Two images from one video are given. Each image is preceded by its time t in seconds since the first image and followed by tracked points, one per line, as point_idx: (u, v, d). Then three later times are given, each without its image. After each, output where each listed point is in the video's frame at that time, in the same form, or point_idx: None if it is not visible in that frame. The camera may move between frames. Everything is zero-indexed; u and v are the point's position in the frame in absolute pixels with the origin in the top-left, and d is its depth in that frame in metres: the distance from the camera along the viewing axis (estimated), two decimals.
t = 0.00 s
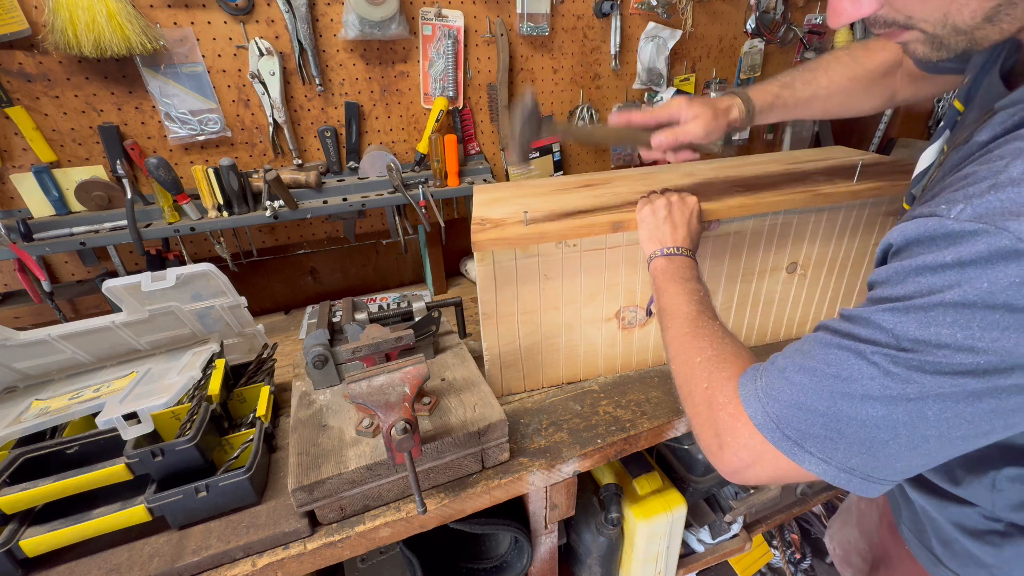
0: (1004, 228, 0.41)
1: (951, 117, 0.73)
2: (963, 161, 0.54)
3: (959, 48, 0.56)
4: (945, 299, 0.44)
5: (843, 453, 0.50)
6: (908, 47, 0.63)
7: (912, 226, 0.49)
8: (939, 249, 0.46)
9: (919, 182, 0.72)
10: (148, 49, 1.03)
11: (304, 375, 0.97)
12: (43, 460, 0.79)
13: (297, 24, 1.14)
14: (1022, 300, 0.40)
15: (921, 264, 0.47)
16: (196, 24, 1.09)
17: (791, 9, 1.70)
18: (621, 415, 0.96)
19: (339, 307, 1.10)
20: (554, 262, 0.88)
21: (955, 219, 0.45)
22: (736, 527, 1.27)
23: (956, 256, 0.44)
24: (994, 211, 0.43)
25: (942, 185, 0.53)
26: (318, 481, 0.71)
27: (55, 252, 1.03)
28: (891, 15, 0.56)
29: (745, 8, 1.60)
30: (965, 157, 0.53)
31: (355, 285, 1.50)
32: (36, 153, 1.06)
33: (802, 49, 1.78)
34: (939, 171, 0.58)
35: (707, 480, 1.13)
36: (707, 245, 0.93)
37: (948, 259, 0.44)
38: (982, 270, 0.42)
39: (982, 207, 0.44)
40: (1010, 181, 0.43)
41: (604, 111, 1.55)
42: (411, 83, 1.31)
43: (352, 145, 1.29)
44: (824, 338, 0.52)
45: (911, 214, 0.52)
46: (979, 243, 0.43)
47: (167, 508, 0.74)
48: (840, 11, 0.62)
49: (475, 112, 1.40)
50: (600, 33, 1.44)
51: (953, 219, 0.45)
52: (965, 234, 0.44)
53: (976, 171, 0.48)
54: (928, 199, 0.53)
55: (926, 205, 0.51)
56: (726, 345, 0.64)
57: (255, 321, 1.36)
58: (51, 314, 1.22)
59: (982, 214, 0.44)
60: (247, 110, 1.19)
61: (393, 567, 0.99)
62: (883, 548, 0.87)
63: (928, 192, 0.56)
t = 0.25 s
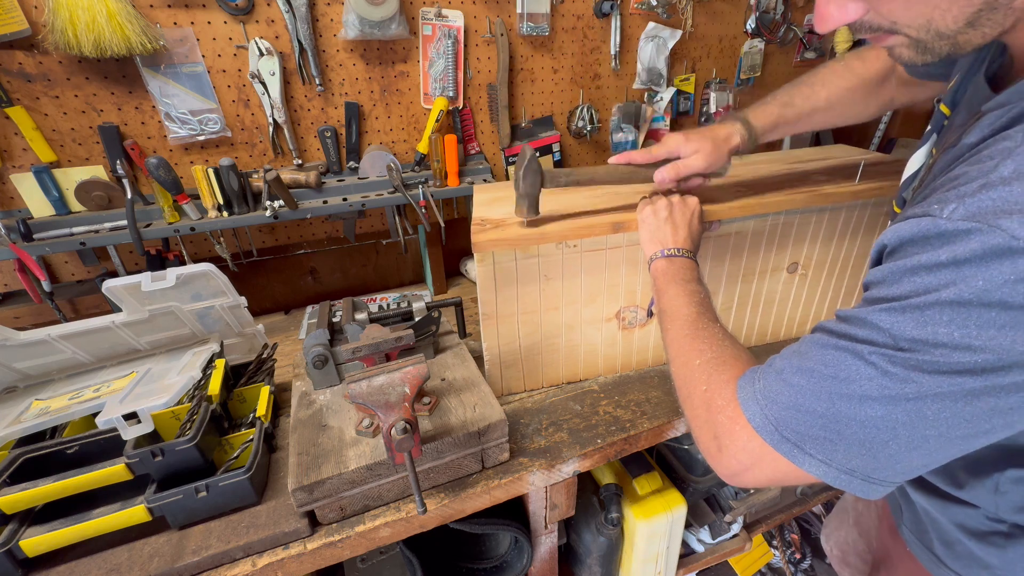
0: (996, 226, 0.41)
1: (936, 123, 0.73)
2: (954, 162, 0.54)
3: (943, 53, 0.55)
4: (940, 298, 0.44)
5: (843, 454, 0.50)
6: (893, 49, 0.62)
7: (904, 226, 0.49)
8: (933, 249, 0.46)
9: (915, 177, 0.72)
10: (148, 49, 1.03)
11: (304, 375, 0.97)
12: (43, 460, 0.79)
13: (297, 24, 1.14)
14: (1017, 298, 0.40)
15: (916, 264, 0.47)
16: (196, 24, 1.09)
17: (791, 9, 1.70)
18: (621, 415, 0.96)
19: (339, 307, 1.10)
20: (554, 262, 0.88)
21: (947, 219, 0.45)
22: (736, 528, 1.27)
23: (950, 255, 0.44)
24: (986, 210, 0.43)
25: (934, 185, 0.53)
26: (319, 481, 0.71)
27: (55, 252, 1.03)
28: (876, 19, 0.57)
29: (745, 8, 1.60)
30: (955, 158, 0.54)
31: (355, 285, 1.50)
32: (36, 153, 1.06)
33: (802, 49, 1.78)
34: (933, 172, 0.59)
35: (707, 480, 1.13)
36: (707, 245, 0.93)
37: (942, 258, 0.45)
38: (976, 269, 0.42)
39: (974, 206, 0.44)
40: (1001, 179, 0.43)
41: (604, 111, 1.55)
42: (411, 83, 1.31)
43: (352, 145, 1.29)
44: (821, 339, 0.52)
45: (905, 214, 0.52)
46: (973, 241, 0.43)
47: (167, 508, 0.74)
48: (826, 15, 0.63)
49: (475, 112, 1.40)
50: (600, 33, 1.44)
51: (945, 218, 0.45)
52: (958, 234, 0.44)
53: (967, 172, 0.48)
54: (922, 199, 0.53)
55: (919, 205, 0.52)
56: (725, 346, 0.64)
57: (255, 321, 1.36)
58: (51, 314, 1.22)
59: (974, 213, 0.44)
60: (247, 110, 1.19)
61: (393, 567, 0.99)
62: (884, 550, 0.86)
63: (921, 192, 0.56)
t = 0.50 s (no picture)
0: (994, 226, 0.41)
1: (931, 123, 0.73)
2: (951, 162, 0.54)
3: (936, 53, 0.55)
4: (938, 297, 0.44)
5: (841, 452, 0.50)
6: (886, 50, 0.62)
7: (902, 226, 0.49)
8: (930, 248, 0.46)
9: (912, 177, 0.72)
10: (148, 49, 1.03)
11: (304, 375, 0.97)
12: (43, 460, 0.79)
13: (297, 24, 1.14)
14: (1014, 297, 0.40)
15: (913, 264, 0.47)
16: (196, 24, 1.09)
17: (791, 9, 1.70)
18: (621, 415, 0.96)
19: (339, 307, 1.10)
20: (553, 262, 0.88)
21: (944, 219, 0.45)
22: (736, 528, 1.27)
23: (947, 254, 0.44)
24: (983, 210, 0.43)
25: (931, 186, 0.53)
26: (318, 481, 0.71)
27: (55, 252, 1.03)
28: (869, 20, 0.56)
29: (745, 8, 1.60)
30: (952, 158, 0.54)
31: (355, 285, 1.50)
32: (36, 153, 1.06)
33: (802, 49, 1.78)
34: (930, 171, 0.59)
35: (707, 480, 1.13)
36: (707, 245, 0.93)
37: (939, 258, 0.45)
38: (974, 268, 0.42)
39: (970, 206, 0.44)
40: (998, 179, 0.43)
41: (604, 111, 1.55)
42: (411, 83, 1.31)
43: (352, 145, 1.29)
44: (819, 338, 0.52)
45: (903, 214, 0.52)
46: (970, 241, 0.43)
47: (167, 508, 0.74)
48: (820, 15, 0.62)
49: (475, 112, 1.40)
50: (600, 33, 1.44)
51: (942, 218, 0.45)
52: (955, 233, 0.44)
53: (964, 172, 0.48)
54: (920, 198, 0.53)
55: (917, 205, 0.52)
56: (724, 345, 0.64)
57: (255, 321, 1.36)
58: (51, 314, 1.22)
59: (971, 213, 0.44)
60: (247, 110, 1.19)
61: (393, 567, 0.99)
62: (881, 548, 0.86)
63: (919, 192, 0.56)
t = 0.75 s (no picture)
0: (998, 218, 0.41)
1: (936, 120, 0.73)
2: (953, 158, 0.54)
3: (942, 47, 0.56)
4: (941, 290, 0.44)
5: (842, 448, 0.50)
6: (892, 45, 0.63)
7: (905, 220, 0.50)
8: (933, 241, 0.46)
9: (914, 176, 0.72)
10: (148, 49, 1.03)
11: (304, 375, 0.97)
12: (44, 460, 0.79)
13: (297, 24, 1.14)
14: (1018, 288, 0.40)
15: (916, 257, 0.47)
16: (196, 24, 1.09)
17: (791, 9, 1.69)
18: (621, 415, 0.96)
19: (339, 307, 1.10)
20: (552, 261, 0.88)
21: (949, 212, 0.45)
22: (736, 527, 1.27)
23: (951, 247, 0.44)
24: (987, 202, 0.43)
25: (933, 181, 0.53)
26: (318, 481, 0.71)
27: (55, 252, 1.03)
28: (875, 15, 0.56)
29: (745, 8, 1.60)
30: (954, 154, 0.54)
31: (355, 285, 1.50)
32: (36, 153, 1.06)
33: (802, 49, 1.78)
34: (931, 169, 0.59)
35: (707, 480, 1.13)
36: (707, 246, 0.93)
37: (944, 250, 0.45)
38: (977, 260, 0.42)
39: (974, 198, 0.44)
40: (1002, 172, 0.44)
41: (604, 111, 1.55)
42: (411, 83, 1.31)
43: (352, 145, 1.29)
44: (821, 333, 0.52)
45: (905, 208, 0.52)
46: (974, 233, 0.43)
47: (167, 508, 0.74)
48: (826, 10, 0.61)
49: (475, 112, 1.40)
50: (600, 33, 1.44)
51: (947, 211, 0.45)
52: (960, 226, 0.44)
53: (968, 165, 0.48)
54: (922, 193, 0.53)
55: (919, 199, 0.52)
56: (723, 343, 0.64)
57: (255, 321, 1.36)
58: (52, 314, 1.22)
59: (975, 205, 0.44)
60: (247, 110, 1.19)
61: (393, 567, 0.99)
62: (877, 546, 0.86)
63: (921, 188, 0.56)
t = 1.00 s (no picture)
0: (993, 221, 0.41)
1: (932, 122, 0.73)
2: (950, 162, 0.54)
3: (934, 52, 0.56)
4: (938, 294, 0.44)
5: (842, 451, 0.50)
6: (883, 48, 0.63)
7: (901, 223, 0.50)
8: (929, 245, 0.46)
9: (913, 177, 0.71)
10: (148, 49, 1.03)
11: (304, 375, 0.97)
12: (43, 460, 0.79)
13: (297, 24, 1.14)
14: (1014, 292, 0.40)
15: (912, 260, 0.47)
16: (196, 24, 1.09)
17: (791, 9, 1.69)
18: (621, 415, 0.96)
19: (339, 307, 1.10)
20: (552, 261, 0.88)
21: (944, 216, 0.45)
22: (736, 527, 1.27)
23: (947, 250, 0.44)
24: (982, 206, 0.43)
25: (929, 185, 0.53)
26: (318, 481, 0.71)
27: (55, 252, 1.03)
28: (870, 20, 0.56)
29: (745, 8, 1.60)
30: (950, 158, 0.54)
31: (355, 285, 1.50)
32: (36, 153, 1.06)
33: (802, 49, 1.78)
34: (929, 171, 0.59)
35: (707, 480, 1.13)
36: (708, 246, 0.93)
37: (939, 254, 0.45)
38: (973, 263, 0.42)
39: (969, 202, 0.44)
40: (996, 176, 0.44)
41: (604, 111, 1.55)
42: (411, 83, 1.31)
43: (352, 145, 1.29)
44: (819, 337, 0.52)
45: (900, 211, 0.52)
46: (969, 237, 0.43)
47: (167, 508, 0.74)
48: (821, 13, 0.60)
49: (475, 112, 1.40)
50: (600, 33, 1.44)
51: (941, 215, 0.45)
52: (954, 229, 0.44)
53: (964, 168, 0.48)
54: (918, 196, 0.53)
55: (914, 202, 0.52)
56: (724, 347, 0.64)
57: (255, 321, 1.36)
58: (52, 314, 1.22)
59: (971, 209, 0.44)
60: (247, 110, 1.19)
61: (393, 567, 0.99)
62: (879, 545, 0.86)
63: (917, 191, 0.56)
